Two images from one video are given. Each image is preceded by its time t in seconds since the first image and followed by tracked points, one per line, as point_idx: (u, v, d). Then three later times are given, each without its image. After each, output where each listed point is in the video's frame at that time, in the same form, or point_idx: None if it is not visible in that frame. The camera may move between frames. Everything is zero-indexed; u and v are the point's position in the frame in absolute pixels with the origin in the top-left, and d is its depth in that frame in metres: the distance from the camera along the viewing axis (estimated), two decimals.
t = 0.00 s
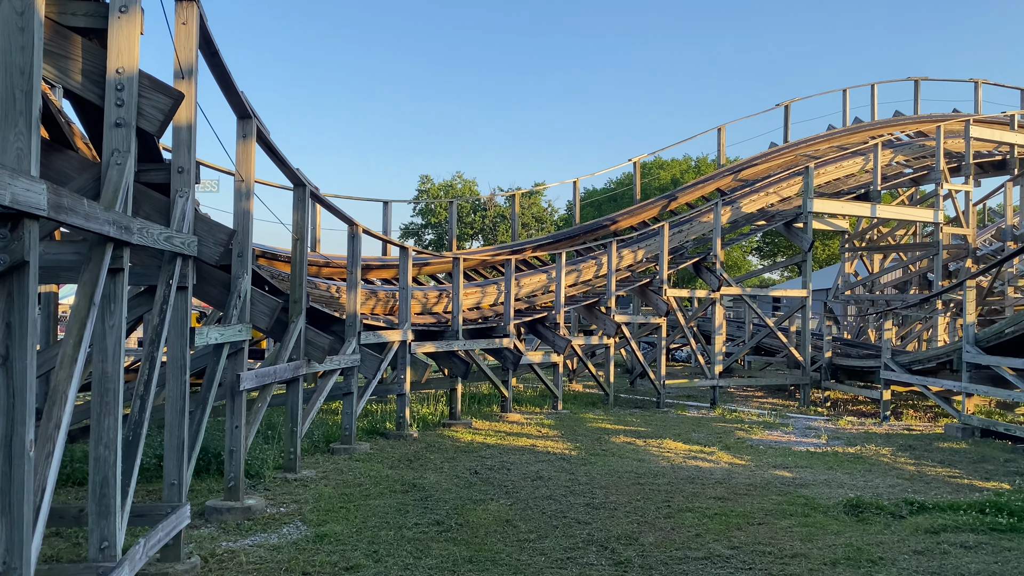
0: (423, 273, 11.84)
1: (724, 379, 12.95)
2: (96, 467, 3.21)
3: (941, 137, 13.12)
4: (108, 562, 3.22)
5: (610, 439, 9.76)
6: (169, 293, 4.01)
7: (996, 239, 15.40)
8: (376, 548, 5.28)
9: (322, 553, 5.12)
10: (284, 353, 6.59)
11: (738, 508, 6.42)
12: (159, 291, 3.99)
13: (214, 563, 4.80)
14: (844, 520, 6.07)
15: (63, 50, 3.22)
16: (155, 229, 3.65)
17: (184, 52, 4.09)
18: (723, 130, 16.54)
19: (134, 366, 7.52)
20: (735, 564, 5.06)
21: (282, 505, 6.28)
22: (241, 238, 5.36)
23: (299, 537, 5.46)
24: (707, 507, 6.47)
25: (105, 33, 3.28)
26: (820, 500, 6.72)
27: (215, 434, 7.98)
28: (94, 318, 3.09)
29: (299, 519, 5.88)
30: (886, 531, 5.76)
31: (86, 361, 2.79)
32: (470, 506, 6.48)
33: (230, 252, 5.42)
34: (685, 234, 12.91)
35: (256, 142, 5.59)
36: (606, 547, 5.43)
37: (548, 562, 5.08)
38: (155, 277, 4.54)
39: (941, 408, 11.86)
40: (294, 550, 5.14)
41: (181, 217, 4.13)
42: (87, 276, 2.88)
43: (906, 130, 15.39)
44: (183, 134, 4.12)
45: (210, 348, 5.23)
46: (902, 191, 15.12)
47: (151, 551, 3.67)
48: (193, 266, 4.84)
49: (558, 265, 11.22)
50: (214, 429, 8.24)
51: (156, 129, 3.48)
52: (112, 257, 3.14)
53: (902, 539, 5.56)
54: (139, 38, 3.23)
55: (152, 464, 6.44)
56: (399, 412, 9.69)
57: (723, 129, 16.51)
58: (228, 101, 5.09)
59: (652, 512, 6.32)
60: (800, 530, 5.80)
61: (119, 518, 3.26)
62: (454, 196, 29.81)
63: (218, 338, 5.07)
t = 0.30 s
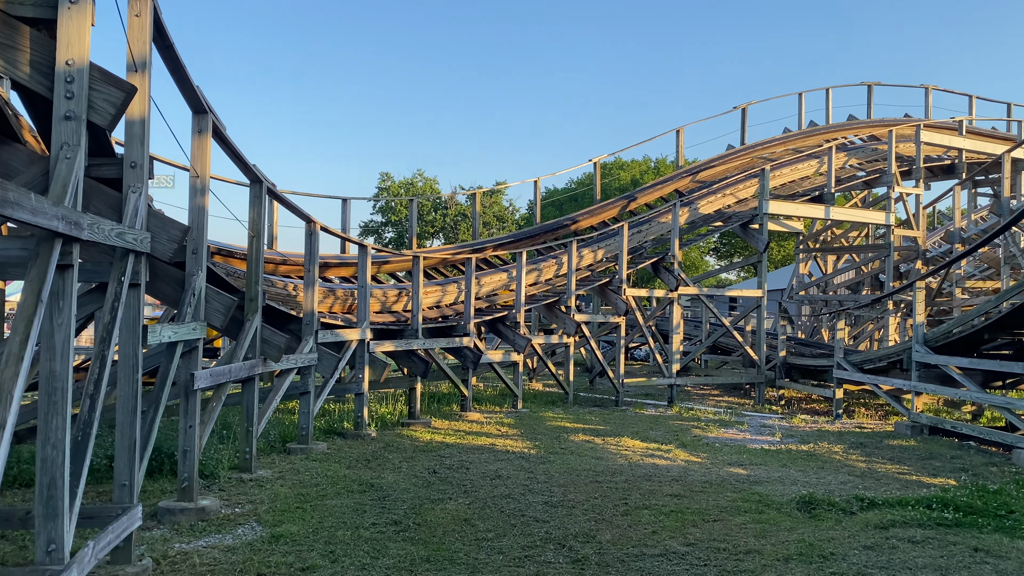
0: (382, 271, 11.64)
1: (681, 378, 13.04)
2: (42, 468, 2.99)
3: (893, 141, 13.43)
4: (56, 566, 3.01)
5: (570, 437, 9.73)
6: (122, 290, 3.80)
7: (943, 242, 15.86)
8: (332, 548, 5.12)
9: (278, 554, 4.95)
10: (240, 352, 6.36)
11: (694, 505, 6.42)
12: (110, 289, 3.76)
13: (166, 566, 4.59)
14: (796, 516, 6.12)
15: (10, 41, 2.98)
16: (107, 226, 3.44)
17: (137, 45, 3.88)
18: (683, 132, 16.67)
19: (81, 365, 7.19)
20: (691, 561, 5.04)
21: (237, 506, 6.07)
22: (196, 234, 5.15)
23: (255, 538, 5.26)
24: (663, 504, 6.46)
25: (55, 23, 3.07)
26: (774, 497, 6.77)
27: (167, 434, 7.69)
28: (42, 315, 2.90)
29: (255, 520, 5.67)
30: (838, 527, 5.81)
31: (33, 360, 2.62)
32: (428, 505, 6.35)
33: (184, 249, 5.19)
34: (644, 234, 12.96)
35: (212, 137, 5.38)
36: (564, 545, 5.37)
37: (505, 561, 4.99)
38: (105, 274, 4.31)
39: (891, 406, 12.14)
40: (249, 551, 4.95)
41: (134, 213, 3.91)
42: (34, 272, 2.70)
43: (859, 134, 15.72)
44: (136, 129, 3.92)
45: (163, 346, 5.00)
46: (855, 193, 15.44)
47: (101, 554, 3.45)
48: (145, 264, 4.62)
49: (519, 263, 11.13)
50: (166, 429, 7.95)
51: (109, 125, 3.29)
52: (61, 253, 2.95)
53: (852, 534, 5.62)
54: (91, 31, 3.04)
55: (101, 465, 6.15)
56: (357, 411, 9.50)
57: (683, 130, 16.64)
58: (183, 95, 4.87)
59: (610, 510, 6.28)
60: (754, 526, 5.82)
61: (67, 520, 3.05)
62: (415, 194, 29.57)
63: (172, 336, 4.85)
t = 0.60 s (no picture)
0: (342, 271, 11.39)
1: (641, 377, 13.07)
2: None
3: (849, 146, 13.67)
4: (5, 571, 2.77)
5: (530, 437, 9.62)
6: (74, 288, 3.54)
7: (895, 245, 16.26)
8: (289, 550, 4.92)
9: (234, 556, 4.73)
10: (196, 352, 6.08)
11: (653, 504, 6.38)
12: (60, 287, 3.50)
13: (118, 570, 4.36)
14: (752, 514, 6.11)
15: None
16: (57, 222, 3.22)
17: (90, 37, 3.65)
18: (643, 134, 16.73)
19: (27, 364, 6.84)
20: (649, 558, 4.98)
21: (192, 508, 5.81)
22: (151, 232, 4.87)
23: (210, 540, 5.04)
24: (622, 503, 6.41)
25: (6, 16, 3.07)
26: (731, 495, 6.77)
27: (119, 434, 7.36)
28: None
29: (211, 522, 5.43)
30: (792, 524, 5.81)
31: None
32: (387, 506, 6.18)
33: (138, 246, 4.91)
34: (606, 235, 12.96)
35: (169, 134, 5.11)
36: (524, 544, 5.26)
37: (465, 561, 4.86)
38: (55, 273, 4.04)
39: (845, 405, 12.35)
40: (204, 554, 4.73)
41: (86, 210, 3.67)
42: None
43: (815, 138, 15.98)
44: (88, 123, 3.67)
45: (116, 347, 4.72)
46: (811, 196, 15.70)
47: (50, 558, 3.19)
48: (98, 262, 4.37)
49: (481, 263, 11.00)
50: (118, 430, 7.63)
51: (59, 118, 3.27)
52: (8, 249, 2.76)
53: (806, 532, 5.62)
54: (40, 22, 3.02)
55: (50, 467, 5.84)
56: (316, 412, 9.25)
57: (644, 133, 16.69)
58: (138, 90, 4.61)
59: (570, 509, 6.20)
60: (711, 524, 5.80)
61: (16, 524, 2.82)
62: (376, 193, 29.21)
63: (126, 336, 4.57)
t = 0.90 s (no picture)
0: (302, 270, 11.14)
1: (603, 377, 13.08)
2: None
3: (806, 149, 13.89)
4: None
5: (493, 438, 9.52)
6: (24, 288, 3.32)
7: (851, 247, 16.60)
8: (247, 552, 4.75)
9: (191, 560, 4.54)
10: (153, 352, 5.82)
11: (614, 503, 6.34)
12: (10, 286, 3.30)
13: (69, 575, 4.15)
14: (711, 513, 6.11)
15: None
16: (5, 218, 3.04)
17: (42, 30, 3.45)
18: (606, 136, 16.73)
19: None
20: (610, 557, 4.93)
21: (148, 511, 5.57)
22: (106, 228, 4.64)
23: (166, 544, 4.83)
24: (583, 502, 6.35)
25: None
26: (690, 493, 6.77)
27: (71, 435, 7.04)
28: None
29: (167, 525, 5.21)
30: (750, 522, 5.82)
31: None
32: (348, 508, 6.01)
33: (93, 244, 4.66)
34: (569, 236, 12.90)
35: (125, 131, 4.89)
36: (485, 545, 5.16)
37: (426, 562, 4.74)
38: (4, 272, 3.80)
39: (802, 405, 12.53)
40: (159, 558, 4.53)
41: (38, 207, 3.47)
42: None
43: (774, 141, 16.20)
44: (40, 118, 3.43)
45: (68, 347, 4.46)
46: (770, 199, 15.92)
47: None
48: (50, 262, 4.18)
49: (444, 263, 10.83)
50: (70, 432, 7.30)
51: (9, 112, 3.22)
52: None
53: (764, 529, 5.63)
54: None
55: None
56: (275, 414, 9.00)
57: (607, 134, 16.70)
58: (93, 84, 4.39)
59: (531, 509, 6.12)
60: (671, 523, 5.78)
61: None
62: (338, 192, 28.80)
63: (79, 336, 4.33)
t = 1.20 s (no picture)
0: (262, 271, 10.84)
1: (566, 378, 13.04)
2: None
3: (765, 153, 14.06)
4: None
5: (455, 439, 9.41)
6: None
7: (809, 250, 16.89)
8: (205, 557, 4.57)
9: (146, 566, 4.36)
10: (108, 354, 5.57)
11: (576, 503, 6.28)
12: None
13: None
14: (671, 512, 6.10)
15: None
16: None
17: None
18: (570, 138, 16.71)
19: None
20: (571, 558, 4.88)
21: (102, 516, 5.33)
22: (59, 228, 4.37)
23: (120, 550, 4.62)
24: (546, 503, 6.28)
25: None
26: (651, 493, 6.75)
27: (19, 439, 6.70)
28: None
29: (121, 530, 4.98)
30: (710, 521, 5.82)
31: None
32: (308, 511, 5.83)
33: (45, 243, 4.41)
34: (532, 238, 12.82)
35: (79, 127, 4.61)
36: (447, 547, 5.04)
37: (389, 565, 4.61)
38: None
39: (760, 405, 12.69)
40: (113, 564, 4.33)
41: None
42: None
43: (735, 145, 16.39)
44: None
45: (18, 348, 4.20)
46: (730, 202, 16.10)
47: None
48: None
49: (407, 264, 10.64)
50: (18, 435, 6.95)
51: None
52: None
53: (724, 528, 5.63)
54: None
55: None
56: (234, 416, 8.72)
57: (570, 136, 16.68)
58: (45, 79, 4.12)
59: (493, 510, 6.03)
60: (633, 522, 5.74)
61: None
62: (298, 191, 28.31)
63: (31, 337, 4.08)
